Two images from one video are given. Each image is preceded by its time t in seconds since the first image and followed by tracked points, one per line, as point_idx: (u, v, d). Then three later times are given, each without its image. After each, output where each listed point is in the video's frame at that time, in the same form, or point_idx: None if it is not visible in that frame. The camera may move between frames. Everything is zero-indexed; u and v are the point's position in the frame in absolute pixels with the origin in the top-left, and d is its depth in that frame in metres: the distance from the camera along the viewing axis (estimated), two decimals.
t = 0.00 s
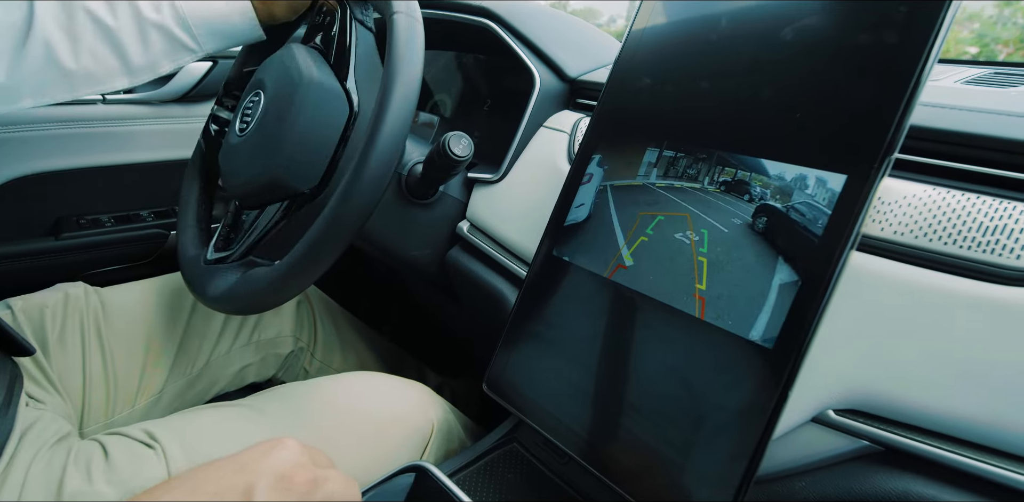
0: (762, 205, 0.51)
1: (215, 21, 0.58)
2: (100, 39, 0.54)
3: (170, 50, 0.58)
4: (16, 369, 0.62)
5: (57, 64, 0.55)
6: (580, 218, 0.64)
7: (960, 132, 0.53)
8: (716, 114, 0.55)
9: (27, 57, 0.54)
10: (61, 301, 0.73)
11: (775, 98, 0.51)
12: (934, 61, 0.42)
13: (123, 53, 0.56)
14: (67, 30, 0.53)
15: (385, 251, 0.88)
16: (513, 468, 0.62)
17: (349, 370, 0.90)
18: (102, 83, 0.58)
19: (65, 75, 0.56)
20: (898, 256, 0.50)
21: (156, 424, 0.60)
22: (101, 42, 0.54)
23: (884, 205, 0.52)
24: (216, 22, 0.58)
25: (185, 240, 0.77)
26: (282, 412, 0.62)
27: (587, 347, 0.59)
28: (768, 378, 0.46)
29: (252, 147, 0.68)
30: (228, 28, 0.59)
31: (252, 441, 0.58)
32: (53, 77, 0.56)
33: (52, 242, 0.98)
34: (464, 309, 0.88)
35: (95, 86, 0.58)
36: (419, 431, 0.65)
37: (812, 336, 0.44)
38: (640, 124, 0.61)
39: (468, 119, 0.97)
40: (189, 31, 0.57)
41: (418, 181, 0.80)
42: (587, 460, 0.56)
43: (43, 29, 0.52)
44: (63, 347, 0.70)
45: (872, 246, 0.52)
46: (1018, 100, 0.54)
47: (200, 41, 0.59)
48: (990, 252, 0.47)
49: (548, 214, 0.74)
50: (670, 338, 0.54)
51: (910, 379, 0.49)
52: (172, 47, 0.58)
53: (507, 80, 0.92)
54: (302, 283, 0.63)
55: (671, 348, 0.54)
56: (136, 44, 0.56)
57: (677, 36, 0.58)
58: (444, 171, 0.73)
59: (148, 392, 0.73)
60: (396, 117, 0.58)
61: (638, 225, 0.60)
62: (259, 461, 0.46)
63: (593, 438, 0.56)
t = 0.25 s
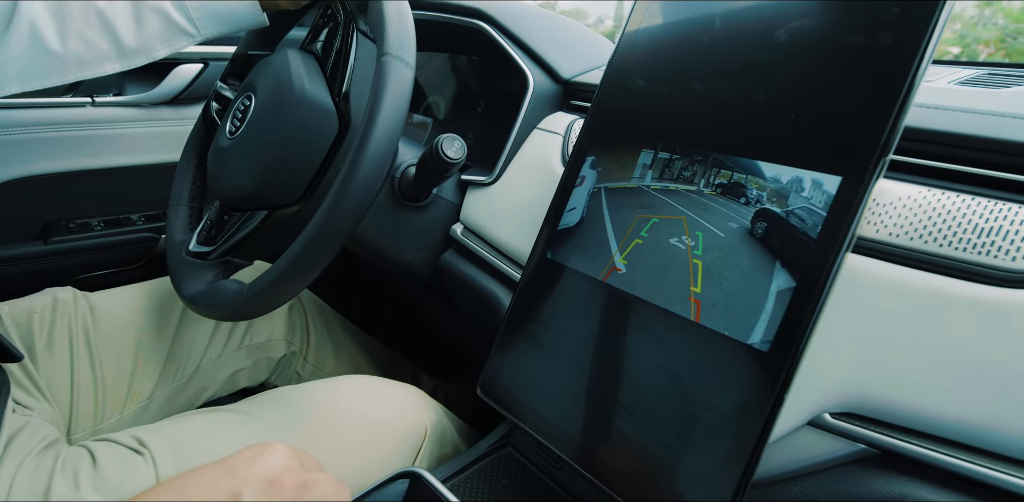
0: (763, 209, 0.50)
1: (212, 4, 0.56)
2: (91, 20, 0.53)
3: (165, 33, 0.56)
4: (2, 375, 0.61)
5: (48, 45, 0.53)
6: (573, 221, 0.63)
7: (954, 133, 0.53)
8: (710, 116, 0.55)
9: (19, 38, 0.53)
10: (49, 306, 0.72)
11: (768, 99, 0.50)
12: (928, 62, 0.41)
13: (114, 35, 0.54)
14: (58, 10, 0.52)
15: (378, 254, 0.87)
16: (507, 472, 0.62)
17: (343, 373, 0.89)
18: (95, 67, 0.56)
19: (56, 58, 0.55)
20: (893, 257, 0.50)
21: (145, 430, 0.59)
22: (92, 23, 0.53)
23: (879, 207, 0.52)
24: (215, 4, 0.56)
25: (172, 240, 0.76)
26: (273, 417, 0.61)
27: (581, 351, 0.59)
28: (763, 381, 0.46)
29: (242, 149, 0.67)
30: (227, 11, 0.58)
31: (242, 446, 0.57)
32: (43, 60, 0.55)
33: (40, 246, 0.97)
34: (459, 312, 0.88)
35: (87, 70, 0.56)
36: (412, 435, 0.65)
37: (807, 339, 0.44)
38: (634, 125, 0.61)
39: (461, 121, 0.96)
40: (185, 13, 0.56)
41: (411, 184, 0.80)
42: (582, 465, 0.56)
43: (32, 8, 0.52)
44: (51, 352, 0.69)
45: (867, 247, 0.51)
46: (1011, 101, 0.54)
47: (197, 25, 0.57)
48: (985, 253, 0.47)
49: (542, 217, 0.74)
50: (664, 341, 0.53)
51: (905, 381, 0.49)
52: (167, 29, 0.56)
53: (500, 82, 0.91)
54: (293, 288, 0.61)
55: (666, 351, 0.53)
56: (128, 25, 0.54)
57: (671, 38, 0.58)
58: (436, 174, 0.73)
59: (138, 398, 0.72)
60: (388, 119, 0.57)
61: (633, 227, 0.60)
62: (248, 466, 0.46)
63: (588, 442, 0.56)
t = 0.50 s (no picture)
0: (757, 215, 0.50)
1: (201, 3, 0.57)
2: (78, 20, 0.52)
3: (153, 31, 0.56)
4: None
5: (36, 47, 0.53)
6: (565, 226, 0.63)
7: (946, 136, 0.52)
8: (703, 118, 0.54)
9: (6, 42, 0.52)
10: (36, 310, 0.71)
11: (762, 102, 0.50)
12: (921, 65, 0.41)
13: (104, 35, 0.54)
14: (45, 10, 0.51)
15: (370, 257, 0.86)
16: (501, 477, 0.61)
17: (336, 377, 0.88)
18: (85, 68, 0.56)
19: (45, 60, 0.54)
20: (887, 260, 0.50)
21: (133, 436, 0.58)
22: (82, 24, 0.53)
23: (873, 209, 0.52)
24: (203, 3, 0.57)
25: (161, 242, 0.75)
26: (264, 423, 0.60)
27: (574, 355, 0.59)
28: (758, 385, 0.46)
29: (234, 151, 0.66)
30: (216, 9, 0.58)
31: (232, 452, 0.57)
32: (31, 62, 0.54)
33: (29, 250, 0.94)
34: (453, 315, 0.87)
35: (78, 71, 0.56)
36: (405, 440, 0.64)
37: (802, 342, 0.43)
38: (628, 127, 0.60)
39: (455, 123, 0.96)
40: (173, 12, 0.56)
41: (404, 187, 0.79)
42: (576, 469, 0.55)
43: (19, 10, 0.51)
44: (38, 357, 0.68)
45: (861, 250, 0.51)
46: (1003, 104, 0.54)
47: (185, 21, 0.57)
48: (978, 256, 0.47)
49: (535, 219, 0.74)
50: (657, 344, 0.53)
51: (898, 383, 0.49)
52: (155, 28, 0.56)
53: (493, 84, 0.91)
54: (284, 293, 0.61)
55: (660, 354, 0.53)
56: (117, 26, 0.54)
57: (664, 40, 0.58)
58: (429, 177, 0.72)
59: (127, 403, 0.71)
60: (379, 122, 0.57)
61: (627, 230, 0.59)
62: (237, 474, 0.45)
63: (581, 446, 0.56)
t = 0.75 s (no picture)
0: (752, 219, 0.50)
1: (148, 36, 0.66)
2: (31, 56, 0.63)
3: (111, 67, 0.67)
4: None
5: None
6: (558, 229, 0.63)
7: (936, 139, 0.53)
8: (697, 121, 0.55)
9: None
10: (30, 314, 0.71)
11: (754, 105, 0.51)
12: (910, 68, 0.42)
13: (58, 69, 0.65)
14: None
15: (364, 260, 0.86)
16: (496, 479, 0.61)
17: (332, 381, 0.87)
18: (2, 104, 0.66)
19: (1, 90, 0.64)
20: (878, 262, 0.50)
21: (127, 440, 0.58)
22: (38, 59, 0.64)
23: (864, 212, 0.53)
24: (159, 41, 0.66)
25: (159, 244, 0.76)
26: (259, 426, 0.60)
27: (570, 357, 0.59)
28: (750, 386, 0.46)
29: (228, 153, 0.66)
30: (162, 43, 0.67)
31: (227, 456, 0.57)
32: None
33: (22, 253, 0.95)
34: (448, 318, 0.87)
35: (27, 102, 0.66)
36: (400, 443, 0.64)
37: (794, 344, 0.44)
38: (622, 130, 0.61)
39: (450, 126, 0.96)
40: (129, 49, 0.66)
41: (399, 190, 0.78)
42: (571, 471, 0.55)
43: None
44: (32, 361, 0.68)
45: (852, 252, 0.52)
46: (992, 107, 0.54)
47: (139, 57, 0.67)
48: (969, 258, 0.47)
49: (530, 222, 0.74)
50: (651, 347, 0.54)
51: (891, 384, 0.49)
52: (112, 63, 0.67)
53: (487, 86, 0.91)
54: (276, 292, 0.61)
55: (654, 356, 0.53)
56: (72, 63, 0.65)
57: (657, 43, 0.58)
58: (424, 180, 0.72)
59: (122, 406, 0.71)
60: (373, 123, 0.57)
61: (621, 232, 0.60)
62: (232, 476, 0.45)
63: (576, 447, 0.56)
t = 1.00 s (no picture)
0: (759, 225, 0.49)
1: (100, 115, 0.79)
2: None
3: (54, 139, 0.77)
4: None
5: None
6: (559, 231, 0.63)
7: (938, 140, 0.53)
8: (697, 123, 0.55)
9: None
10: (31, 316, 0.71)
11: (754, 107, 0.51)
12: (911, 70, 0.42)
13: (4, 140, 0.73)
14: None
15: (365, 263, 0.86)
16: (497, 481, 0.61)
17: (332, 383, 0.87)
18: None
19: None
20: (880, 264, 0.50)
21: (128, 443, 0.58)
22: None
23: (865, 213, 0.53)
24: (104, 115, 0.79)
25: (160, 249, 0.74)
26: (260, 428, 0.60)
27: (571, 358, 0.59)
28: (754, 387, 0.46)
29: (228, 154, 0.66)
30: (115, 121, 0.80)
31: (228, 458, 0.57)
32: None
33: (22, 255, 0.96)
34: (449, 319, 0.87)
35: None
36: (402, 445, 0.64)
37: (796, 345, 0.44)
38: (622, 132, 0.61)
39: (450, 129, 0.96)
40: (76, 122, 0.78)
41: (400, 192, 0.77)
42: (571, 472, 0.55)
43: None
44: (32, 363, 0.67)
45: (854, 254, 0.52)
46: (992, 108, 0.54)
47: (85, 132, 0.79)
48: (970, 259, 0.48)
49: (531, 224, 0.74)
50: (653, 348, 0.54)
51: (892, 384, 0.49)
52: (56, 136, 0.77)
53: (487, 88, 0.91)
54: (274, 294, 0.61)
55: (656, 357, 0.53)
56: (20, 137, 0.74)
57: (657, 45, 0.58)
58: (425, 182, 0.72)
59: (122, 407, 0.70)
60: (374, 125, 0.58)
61: (621, 234, 0.60)
62: (233, 478, 0.45)
63: (578, 449, 0.56)
